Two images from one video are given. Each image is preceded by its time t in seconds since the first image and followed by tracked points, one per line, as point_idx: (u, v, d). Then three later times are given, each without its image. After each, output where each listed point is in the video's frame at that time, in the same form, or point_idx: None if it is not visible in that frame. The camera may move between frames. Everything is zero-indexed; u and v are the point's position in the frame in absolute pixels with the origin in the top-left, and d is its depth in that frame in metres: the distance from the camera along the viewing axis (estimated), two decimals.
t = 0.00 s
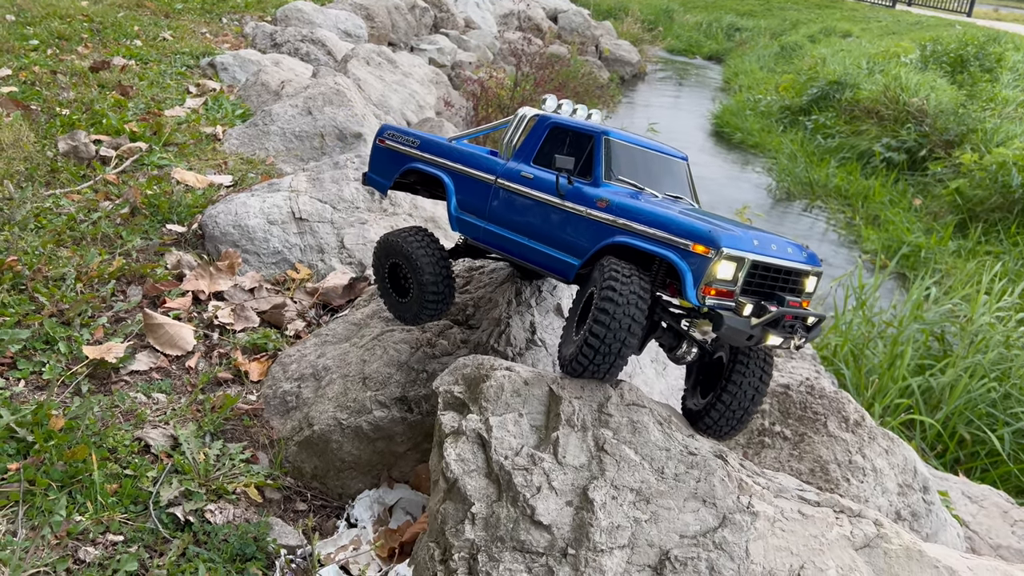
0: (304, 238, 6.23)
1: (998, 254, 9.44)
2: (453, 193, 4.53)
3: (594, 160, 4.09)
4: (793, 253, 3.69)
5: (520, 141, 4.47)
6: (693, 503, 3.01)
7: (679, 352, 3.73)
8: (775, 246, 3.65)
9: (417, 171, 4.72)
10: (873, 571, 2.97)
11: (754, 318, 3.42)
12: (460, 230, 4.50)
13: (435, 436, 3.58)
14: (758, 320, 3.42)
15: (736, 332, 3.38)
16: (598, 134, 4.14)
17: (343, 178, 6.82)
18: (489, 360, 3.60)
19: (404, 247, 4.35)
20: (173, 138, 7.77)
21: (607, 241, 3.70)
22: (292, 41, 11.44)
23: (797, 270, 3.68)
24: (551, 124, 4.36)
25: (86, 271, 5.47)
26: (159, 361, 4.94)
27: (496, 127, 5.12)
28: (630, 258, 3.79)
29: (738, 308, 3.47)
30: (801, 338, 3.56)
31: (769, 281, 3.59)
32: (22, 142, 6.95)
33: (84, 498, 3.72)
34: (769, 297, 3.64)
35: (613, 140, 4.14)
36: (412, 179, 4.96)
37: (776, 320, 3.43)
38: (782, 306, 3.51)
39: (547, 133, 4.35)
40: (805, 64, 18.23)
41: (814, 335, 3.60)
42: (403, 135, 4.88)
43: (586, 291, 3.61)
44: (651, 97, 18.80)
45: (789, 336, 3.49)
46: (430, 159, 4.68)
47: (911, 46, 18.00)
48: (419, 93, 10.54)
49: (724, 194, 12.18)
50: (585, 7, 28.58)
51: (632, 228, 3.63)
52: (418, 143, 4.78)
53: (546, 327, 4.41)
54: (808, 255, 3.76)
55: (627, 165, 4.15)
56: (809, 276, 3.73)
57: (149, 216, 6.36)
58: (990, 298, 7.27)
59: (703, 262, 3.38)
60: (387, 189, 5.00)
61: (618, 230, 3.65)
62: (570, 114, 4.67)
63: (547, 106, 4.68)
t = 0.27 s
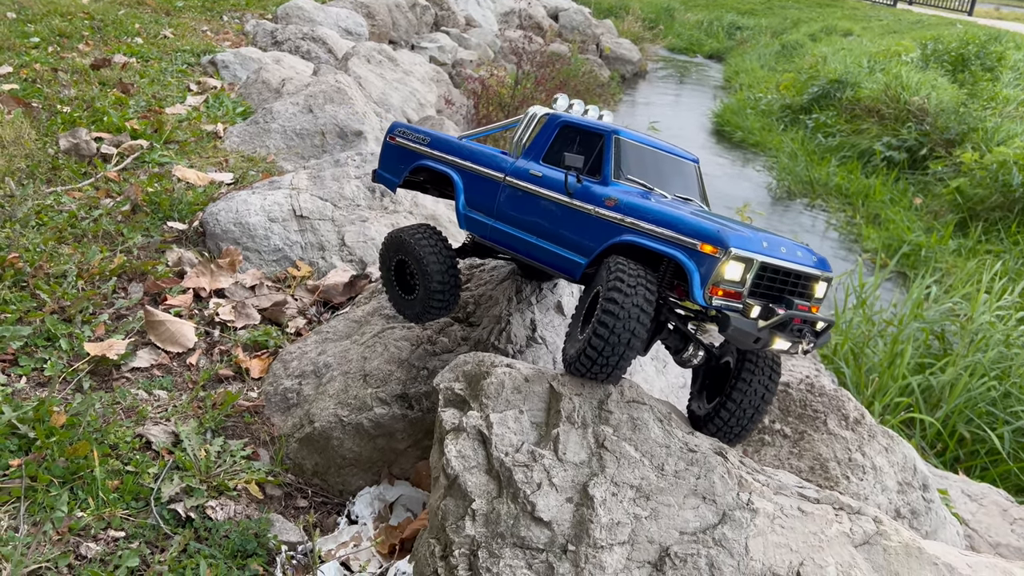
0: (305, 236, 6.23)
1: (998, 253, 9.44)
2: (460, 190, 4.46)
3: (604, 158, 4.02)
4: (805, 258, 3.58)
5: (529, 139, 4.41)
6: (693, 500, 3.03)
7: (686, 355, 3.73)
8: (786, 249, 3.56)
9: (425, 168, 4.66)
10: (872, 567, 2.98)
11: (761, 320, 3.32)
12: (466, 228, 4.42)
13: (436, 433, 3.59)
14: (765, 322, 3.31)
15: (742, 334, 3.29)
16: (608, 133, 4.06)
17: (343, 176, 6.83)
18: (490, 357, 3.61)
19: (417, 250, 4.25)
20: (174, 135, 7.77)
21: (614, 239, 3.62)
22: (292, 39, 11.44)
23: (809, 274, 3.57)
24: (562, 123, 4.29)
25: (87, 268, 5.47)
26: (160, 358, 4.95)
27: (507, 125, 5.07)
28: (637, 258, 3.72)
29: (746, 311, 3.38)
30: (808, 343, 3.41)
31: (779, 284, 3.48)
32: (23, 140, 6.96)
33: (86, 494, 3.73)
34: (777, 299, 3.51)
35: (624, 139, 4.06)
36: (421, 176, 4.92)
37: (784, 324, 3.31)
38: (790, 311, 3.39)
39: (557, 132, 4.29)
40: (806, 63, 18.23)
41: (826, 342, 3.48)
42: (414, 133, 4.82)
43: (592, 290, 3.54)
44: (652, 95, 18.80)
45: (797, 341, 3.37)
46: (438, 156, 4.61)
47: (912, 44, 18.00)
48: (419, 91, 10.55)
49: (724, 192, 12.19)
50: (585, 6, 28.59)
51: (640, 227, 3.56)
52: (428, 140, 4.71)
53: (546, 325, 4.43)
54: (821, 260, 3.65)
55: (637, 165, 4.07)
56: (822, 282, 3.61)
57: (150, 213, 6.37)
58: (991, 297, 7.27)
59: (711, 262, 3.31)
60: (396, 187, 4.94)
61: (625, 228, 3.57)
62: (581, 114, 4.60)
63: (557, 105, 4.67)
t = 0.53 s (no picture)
0: (305, 234, 6.23)
1: (999, 252, 9.44)
2: (464, 193, 4.44)
3: (606, 160, 4.01)
4: (810, 258, 3.55)
5: (533, 141, 4.41)
6: (693, 499, 3.03)
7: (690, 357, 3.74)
8: (790, 250, 3.53)
9: (429, 172, 4.65)
10: (872, 566, 2.99)
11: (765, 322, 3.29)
12: (470, 230, 4.41)
13: (436, 431, 3.60)
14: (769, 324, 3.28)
15: (747, 335, 3.25)
16: (611, 135, 4.06)
17: (344, 174, 6.83)
18: (490, 355, 3.62)
19: (425, 260, 4.14)
20: (175, 134, 7.77)
21: (616, 241, 3.61)
22: (293, 37, 11.43)
23: (814, 275, 3.54)
24: (564, 125, 4.29)
25: (88, 266, 5.48)
26: (161, 356, 4.96)
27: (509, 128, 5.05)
28: (640, 259, 3.71)
29: (749, 312, 3.35)
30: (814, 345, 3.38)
31: (783, 285, 3.45)
32: (23, 138, 6.96)
33: (86, 492, 3.73)
34: (782, 301, 3.48)
35: (626, 140, 4.06)
36: (427, 180, 4.91)
37: (789, 325, 3.27)
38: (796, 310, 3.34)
39: (560, 134, 4.29)
40: (807, 62, 18.22)
41: (832, 344, 3.44)
42: (418, 136, 4.80)
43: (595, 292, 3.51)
44: (652, 94, 18.79)
45: (802, 342, 3.33)
46: (441, 159, 4.60)
47: (913, 43, 17.99)
48: (420, 90, 10.55)
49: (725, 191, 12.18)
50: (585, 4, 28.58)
51: (642, 228, 3.55)
52: (432, 143, 4.68)
53: (547, 323, 4.42)
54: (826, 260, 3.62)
55: (640, 167, 4.06)
56: (827, 282, 3.58)
57: (150, 211, 6.37)
58: (991, 296, 7.27)
59: (713, 263, 3.29)
60: (401, 190, 4.92)
61: (627, 229, 3.56)
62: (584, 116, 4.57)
63: (560, 108, 4.58)
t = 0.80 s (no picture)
0: (304, 232, 6.23)
1: (999, 251, 9.44)
2: (464, 199, 4.44)
3: (603, 161, 4.00)
4: (810, 257, 3.53)
5: (530, 144, 4.39)
6: (691, 496, 3.04)
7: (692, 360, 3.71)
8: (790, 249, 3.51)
9: (428, 177, 4.64)
10: (869, 563, 2.99)
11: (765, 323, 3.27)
12: (469, 235, 4.40)
13: (434, 429, 3.61)
14: (769, 326, 3.26)
15: (747, 337, 3.23)
16: (607, 136, 4.05)
17: (343, 173, 6.84)
18: (488, 353, 3.63)
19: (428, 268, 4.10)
20: (174, 132, 7.77)
21: (613, 243, 3.61)
22: (292, 35, 11.43)
23: (815, 274, 3.51)
24: (561, 127, 4.28)
25: (87, 264, 5.48)
26: (160, 354, 4.96)
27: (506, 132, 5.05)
28: (639, 261, 3.70)
29: (748, 313, 3.34)
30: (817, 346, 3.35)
31: (783, 285, 3.43)
32: (23, 136, 6.96)
33: (85, 489, 3.74)
34: (783, 302, 3.46)
35: (622, 141, 4.05)
36: (428, 186, 4.91)
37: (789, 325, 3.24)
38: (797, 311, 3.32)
39: (557, 136, 4.27)
40: (807, 60, 18.22)
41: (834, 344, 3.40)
42: (418, 142, 4.80)
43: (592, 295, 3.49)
44: (652, 93, 18.79)
45: (804, 343, 3.30)
46: (440, 164, 4.60)
47: (913, 42, 17.99)
48: (420, 88, 10.55)
49: (725, 190, 12.19)
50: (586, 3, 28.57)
51: (639, 230, 3.54)
52: (431, 149, 4.68)
53: (546, 321, 4.42)
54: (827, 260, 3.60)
55: (638, 168, 4.05)
56: (830, 282, 3.57)
57: (149, 210, 6.37)
58: (990, 295, 7.27)
59: (710, 263, 3.28)
60: (402, 197, 4.92)
61: (625, 232, 3.56)
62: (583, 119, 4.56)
63: (559, 110, 4.62)
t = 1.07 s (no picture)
0: (304, 231, 6.24)
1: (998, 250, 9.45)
2: (461, 207, 4.44)
3: (596, 163, 3.97)
4: (806, 252, 3.51)
5: (525, 148, 4.35)
6: (690, 493, 3.06)
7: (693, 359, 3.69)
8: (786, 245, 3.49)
9: (426, 185, 4.64)
10: (867, 560, 3.01)
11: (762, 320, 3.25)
12: (467, 242, 4.40)
13: (434, 426, 3.62)
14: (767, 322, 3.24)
15: (745, 335, 3.22)
16: (599, 138, 4.02)
17: (343, 171, 6.85)
18: (487, 351, 3.65)
19: (433, 294, 4.04)
20: (174, 130, 7.77)
21: (608, 247, 3.59)
22: (292, 33, 11.43)
23: (815, 269, 3.51)
24: (554, 130, 4.24)
25: (88, 262, 5.49)
26: (160, 351, 4.97)
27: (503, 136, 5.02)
28: (636, 263, 3.67)
29: (745, 311, 3.31)
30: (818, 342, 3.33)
31: (780, 281, 3.41)
32: (23, 134, 6.96)
33: (86, 486, 3.75)
34: (781, 299, 3.44)
35: (615, 142, 4.01)
36: (427, 195, 4.91)
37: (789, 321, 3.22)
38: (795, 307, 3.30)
39: (551, 139, 4.24)
40: (807, 59, 18.23)
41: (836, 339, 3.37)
42: (414, 151, 4.80)
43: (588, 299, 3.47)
44: (652, 91, 18.79)
45: (805, 339, 3.28)
46: (437, 171, 4.60)
47: (913, 41, 17.98)
48: (419, 87, 10.55)
49: (724, 189, 12.19)
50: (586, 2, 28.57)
51: (633, 232, 3.51)
52: (427, 158, 4.68)
53: (545, 318, 4.43)
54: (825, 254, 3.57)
55: (632, 168, 4.01)
56: (832, 276, 3.58)
57: (150, 208, 6.38)
58: (990, 294, 7.28)
59: (703, 263, 3.24)
60: (401, 207, 4.92)
61: (619, 234, 3.53)
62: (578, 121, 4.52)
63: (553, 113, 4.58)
